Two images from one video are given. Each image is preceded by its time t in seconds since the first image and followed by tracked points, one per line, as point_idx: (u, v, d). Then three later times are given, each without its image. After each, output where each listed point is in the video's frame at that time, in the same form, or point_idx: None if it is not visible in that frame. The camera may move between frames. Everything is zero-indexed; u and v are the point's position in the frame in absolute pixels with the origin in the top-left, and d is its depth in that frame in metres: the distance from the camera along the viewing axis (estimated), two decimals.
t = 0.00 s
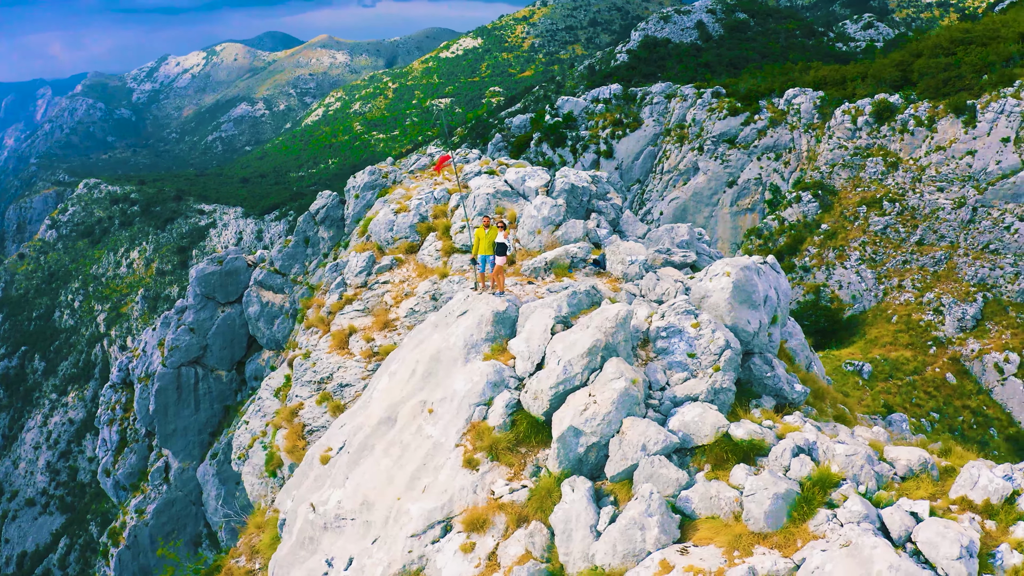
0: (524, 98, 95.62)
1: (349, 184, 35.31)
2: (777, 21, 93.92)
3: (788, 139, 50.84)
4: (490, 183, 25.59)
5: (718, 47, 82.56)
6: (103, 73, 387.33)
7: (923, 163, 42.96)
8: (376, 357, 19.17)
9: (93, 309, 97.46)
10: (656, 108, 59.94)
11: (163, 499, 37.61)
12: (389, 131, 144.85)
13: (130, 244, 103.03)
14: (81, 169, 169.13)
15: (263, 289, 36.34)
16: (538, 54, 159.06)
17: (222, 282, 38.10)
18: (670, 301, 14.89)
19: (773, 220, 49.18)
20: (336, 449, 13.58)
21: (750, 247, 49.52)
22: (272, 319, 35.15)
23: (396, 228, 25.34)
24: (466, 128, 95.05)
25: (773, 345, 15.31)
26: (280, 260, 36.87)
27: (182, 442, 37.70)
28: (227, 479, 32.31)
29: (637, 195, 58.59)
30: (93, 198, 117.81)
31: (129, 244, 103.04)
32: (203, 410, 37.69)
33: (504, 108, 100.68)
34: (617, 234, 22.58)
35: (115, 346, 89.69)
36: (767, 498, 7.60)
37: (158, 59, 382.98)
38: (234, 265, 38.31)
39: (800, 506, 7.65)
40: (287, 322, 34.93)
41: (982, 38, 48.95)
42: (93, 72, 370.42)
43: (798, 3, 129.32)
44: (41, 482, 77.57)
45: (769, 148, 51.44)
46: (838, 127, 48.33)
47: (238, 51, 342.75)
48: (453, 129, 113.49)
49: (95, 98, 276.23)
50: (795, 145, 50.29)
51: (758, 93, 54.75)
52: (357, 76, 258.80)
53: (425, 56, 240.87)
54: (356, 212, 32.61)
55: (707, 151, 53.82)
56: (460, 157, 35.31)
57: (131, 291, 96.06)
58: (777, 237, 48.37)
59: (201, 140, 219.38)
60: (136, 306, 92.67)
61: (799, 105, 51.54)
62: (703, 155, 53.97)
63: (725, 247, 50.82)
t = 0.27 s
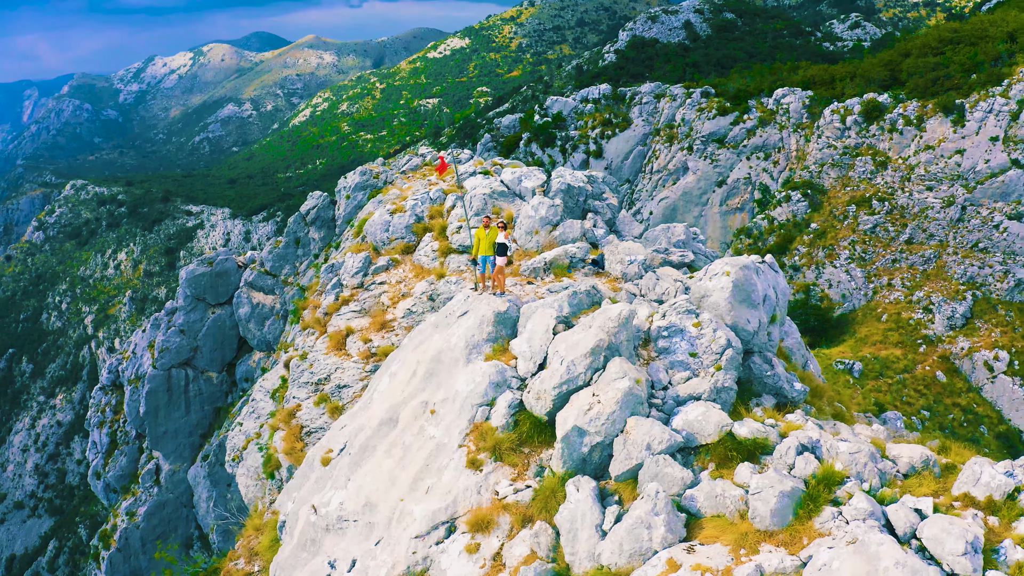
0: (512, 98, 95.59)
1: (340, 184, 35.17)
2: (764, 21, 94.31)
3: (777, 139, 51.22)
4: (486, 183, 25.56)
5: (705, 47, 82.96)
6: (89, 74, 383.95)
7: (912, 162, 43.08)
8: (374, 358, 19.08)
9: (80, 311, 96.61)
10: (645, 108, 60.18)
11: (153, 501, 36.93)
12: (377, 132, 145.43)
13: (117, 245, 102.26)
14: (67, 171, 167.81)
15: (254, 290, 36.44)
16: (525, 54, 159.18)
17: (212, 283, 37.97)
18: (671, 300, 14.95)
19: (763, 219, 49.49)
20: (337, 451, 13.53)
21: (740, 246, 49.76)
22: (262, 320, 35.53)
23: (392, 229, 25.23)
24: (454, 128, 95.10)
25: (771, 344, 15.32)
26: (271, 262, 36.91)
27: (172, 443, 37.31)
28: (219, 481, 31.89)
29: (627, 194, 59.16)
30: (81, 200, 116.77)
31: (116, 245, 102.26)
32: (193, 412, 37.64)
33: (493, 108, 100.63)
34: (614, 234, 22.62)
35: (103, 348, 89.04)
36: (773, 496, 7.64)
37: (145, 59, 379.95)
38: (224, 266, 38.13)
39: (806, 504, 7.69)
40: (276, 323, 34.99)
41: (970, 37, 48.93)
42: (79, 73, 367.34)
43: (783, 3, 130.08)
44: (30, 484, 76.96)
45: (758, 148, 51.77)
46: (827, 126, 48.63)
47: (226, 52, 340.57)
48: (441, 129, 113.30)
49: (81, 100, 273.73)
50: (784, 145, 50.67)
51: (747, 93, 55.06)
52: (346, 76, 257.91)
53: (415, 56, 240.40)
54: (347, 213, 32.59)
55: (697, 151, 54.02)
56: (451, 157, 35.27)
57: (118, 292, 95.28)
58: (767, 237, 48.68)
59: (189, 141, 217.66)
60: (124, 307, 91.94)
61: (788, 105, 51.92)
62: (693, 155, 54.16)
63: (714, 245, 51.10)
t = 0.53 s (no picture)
0: (500, 98, 95.42)
1: (330, 185, 35.12)
2: (751, 21, 94.72)
3: (767, 138, 51.25)
4: (482, 183, 25.55)
5: (693, 47, 83.29)
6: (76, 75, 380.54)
7: (902, 161, 43.78)
8: (372, 359, 19.03)
9: (68, 313, 95.71)
10: (635, 108, 60.32)
11: (145, 504, 36.99)
12: (365, 132, 145.31)
13: (105, 247, 101.45)
14: (54, 172, 166.10)
15: (244, 291, 36.18)
16: (513, 54, 159.22)
17: (203, 285, 37.65)
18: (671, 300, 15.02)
19: (753, 219, 49.68)
20: (339, 452, 13.47)
21: (730, 246, 49.92)
22: (254, 321, 35.36)
23: (388, 229, 25.17)
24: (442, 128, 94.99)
25: (770, 341, 15.39)
26: (261, 262, 36.31)
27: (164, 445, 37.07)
28: (210, 482, 31.77)
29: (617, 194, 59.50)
30: (68, 201, 115.54)
31: (104, 246, 101.48)
32: (184, 414, 37.46)
33: (481, 108, 100.41)
34: (610, 234, 22.65)
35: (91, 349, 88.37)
36: (779, 494, 7.69)
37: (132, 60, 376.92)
38: (215, 268, 37.82)
39: (811, 502, 7.74)
40: (267, 324, 34.63)
41: (960, 36, 48.85)
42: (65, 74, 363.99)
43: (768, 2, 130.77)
44: (18, 488, 76.25)
45: (748, 147, 51.89)
46: (817, 126, 48.94)
47: (214, 52, 338.08)
48: (429, 130, 113.07)
49: (67, 100, 270.93)
50: (773, 145, 50.74)
51: (736, 93, 54.95)
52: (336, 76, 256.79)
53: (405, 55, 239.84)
54: (337, 214, 32.59)
55: (687, 150, 54.22)
56: (442, 157, 35.25)
57: (106, 294, 94.44)
58: (757, 236, 48.81)
59: (176, 142, 215.78)
60: (112, 309, 91.16)
61: (777, 104, 51.99)
62: (683, 154, 54.37)
63: (704, 244, 51.12)
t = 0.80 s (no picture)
0: (488, 98, 95.35)
1: (321, 185, 35.04)
2: (739, 20, 95.21)
3: (756, 138, 51.74)
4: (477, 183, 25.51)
5: (680, 47, 83.64)
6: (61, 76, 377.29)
7: (890, 160, 44.45)
8: (370, 360, 19.03)
9: (55, 314, 94.77)
10: (624, 108, 60.53)
11: (135, 506, 36.78)
12: (352, 132, 144.85)
13: (92, 248, 100.66)
14: (41, 174, 164.57)
15: (234, 293, 36.05)
16: (500, 54, 159.17)
17: (193, 286, 37.17)
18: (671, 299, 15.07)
19: (742, 218, 49.87)
20: (340, 453, 13.42)
21: (719, 246, 50.09)
22: (244, 322, 35.31)
23: (384, 230, 25.03)
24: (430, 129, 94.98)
25: (768, 339, 15.49)
26: (251, 263, 36.07)
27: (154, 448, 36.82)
28: (201, 485, 31.63)
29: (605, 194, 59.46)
30: (55, 202, 114.31)
31: (91, 248, 100.67)
32: (175, 416, 37.21)
33: (469, 108, 100.37)
34: (607, 233, 22.70)
35: (78, 351, 87.67)
36: (784, 491, 7.74)
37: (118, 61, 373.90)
38: (204, 268, 37.36)
39: (816, 499, 7.80)
40: (258, 325, 34.85)
41: (948, 35, 49.30)
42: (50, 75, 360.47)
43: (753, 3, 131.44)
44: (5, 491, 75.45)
45: (737, 147, 52.30)
46: (806, 125, 49.43)
47: (201, 52, 335.24)
48: (417, 130, 112.88)
49: (52, 102, 268.26)
50: (762, 144, 51.34)
51: (726, 93, 55.87)
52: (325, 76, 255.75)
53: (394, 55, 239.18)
54: (329, 215, 32.56)
55: (676, 150, 54.83)
56: (434, 157, 35.30)
57: (93, 296, 93.64)
58: (746, 235, 48.85)
59: (163, 143, 213.89)
60: (99, 311, 90.43)
61: (766, 104, 52.54)
62: (672, 154, 54.96)
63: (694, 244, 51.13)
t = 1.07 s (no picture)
0: (477, 98, 95.21)
1: (312, 186, 35.02)
2: (727, 20, 95.71)
3: (746, 137, 52.03)
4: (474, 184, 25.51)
5: (669, 47, 83.98)
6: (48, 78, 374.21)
7: (880, 159, 44.47)
8: (368, 361, 19.00)
9: (43, 316, 93.99)
10: (614, 108, 60.74)
11: (125, 509, 36.22)
12: (339, 133, 144.41)
13: (80, 250, 99.96)
14: (27, 175, 162.91)
15: (225, 293, 35.83)
16: (488, 54, 159.25)
17: (184, 287, 37.09)
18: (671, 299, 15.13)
19: (733, 217, 50.18)
20: (341, 455, 13.35)
21: (710, 245, 50.43)
22: (235, 323, 34.90)
23: (380, 230, 24.80)
24: (418, 130, 95.06)
25: (768, 338, 15.62)
26: (243, 264, 36.09)
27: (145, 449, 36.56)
28: (193, 486, 31.30)
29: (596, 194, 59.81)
30: (43, 203, 113.22)
31: (79, 249, 99.96)
32: (166, 418, 36.66)
33: (457, 109, 100.23)
34: (604, 233, 22.77)
35: (66, 353, 86.99)
36: (789, 490, 7.80)
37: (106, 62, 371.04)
38: (195, 269, 37.43)
39: (820, 497, 7.87)
40: (249, 326, 34.67)
41: (936, 35, 49.47)
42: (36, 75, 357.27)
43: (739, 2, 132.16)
44: None
45: (727, 147, 52.55)
46: (795, 124, 49.55)
47: (188, 52, 332.33)
48: (405, 131, 112.61)
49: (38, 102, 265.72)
50: (752, 144, 51.53)
51: (715, 92, 56.16)
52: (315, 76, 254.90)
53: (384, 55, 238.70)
54: (320, 215, 32.62)
55: (665, 150, 54.93)
56: (426, 157, 35.35)
57: (81, 297, 93.10)
58: (737, 234, 49.18)
59: (150, 144, 212.45)
60: (87, 313, 89.72)
61: (756, 103, 52.83)
62: (662, 154, 55.07)
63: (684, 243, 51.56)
